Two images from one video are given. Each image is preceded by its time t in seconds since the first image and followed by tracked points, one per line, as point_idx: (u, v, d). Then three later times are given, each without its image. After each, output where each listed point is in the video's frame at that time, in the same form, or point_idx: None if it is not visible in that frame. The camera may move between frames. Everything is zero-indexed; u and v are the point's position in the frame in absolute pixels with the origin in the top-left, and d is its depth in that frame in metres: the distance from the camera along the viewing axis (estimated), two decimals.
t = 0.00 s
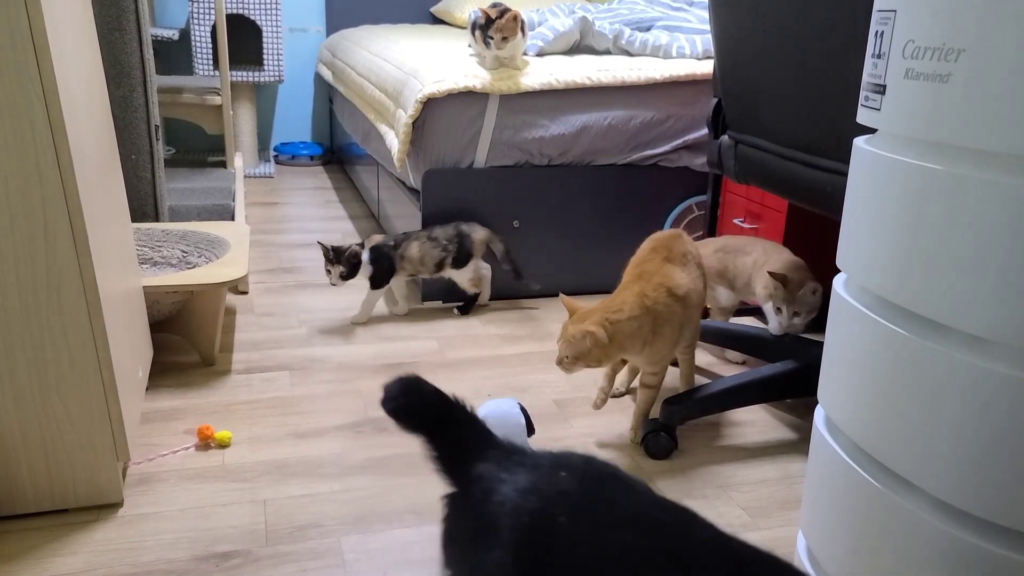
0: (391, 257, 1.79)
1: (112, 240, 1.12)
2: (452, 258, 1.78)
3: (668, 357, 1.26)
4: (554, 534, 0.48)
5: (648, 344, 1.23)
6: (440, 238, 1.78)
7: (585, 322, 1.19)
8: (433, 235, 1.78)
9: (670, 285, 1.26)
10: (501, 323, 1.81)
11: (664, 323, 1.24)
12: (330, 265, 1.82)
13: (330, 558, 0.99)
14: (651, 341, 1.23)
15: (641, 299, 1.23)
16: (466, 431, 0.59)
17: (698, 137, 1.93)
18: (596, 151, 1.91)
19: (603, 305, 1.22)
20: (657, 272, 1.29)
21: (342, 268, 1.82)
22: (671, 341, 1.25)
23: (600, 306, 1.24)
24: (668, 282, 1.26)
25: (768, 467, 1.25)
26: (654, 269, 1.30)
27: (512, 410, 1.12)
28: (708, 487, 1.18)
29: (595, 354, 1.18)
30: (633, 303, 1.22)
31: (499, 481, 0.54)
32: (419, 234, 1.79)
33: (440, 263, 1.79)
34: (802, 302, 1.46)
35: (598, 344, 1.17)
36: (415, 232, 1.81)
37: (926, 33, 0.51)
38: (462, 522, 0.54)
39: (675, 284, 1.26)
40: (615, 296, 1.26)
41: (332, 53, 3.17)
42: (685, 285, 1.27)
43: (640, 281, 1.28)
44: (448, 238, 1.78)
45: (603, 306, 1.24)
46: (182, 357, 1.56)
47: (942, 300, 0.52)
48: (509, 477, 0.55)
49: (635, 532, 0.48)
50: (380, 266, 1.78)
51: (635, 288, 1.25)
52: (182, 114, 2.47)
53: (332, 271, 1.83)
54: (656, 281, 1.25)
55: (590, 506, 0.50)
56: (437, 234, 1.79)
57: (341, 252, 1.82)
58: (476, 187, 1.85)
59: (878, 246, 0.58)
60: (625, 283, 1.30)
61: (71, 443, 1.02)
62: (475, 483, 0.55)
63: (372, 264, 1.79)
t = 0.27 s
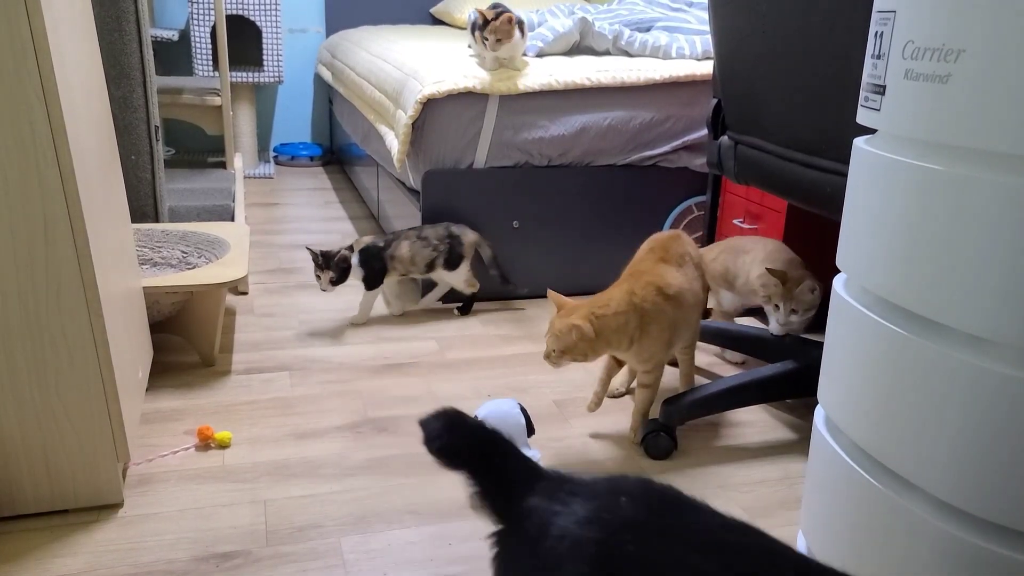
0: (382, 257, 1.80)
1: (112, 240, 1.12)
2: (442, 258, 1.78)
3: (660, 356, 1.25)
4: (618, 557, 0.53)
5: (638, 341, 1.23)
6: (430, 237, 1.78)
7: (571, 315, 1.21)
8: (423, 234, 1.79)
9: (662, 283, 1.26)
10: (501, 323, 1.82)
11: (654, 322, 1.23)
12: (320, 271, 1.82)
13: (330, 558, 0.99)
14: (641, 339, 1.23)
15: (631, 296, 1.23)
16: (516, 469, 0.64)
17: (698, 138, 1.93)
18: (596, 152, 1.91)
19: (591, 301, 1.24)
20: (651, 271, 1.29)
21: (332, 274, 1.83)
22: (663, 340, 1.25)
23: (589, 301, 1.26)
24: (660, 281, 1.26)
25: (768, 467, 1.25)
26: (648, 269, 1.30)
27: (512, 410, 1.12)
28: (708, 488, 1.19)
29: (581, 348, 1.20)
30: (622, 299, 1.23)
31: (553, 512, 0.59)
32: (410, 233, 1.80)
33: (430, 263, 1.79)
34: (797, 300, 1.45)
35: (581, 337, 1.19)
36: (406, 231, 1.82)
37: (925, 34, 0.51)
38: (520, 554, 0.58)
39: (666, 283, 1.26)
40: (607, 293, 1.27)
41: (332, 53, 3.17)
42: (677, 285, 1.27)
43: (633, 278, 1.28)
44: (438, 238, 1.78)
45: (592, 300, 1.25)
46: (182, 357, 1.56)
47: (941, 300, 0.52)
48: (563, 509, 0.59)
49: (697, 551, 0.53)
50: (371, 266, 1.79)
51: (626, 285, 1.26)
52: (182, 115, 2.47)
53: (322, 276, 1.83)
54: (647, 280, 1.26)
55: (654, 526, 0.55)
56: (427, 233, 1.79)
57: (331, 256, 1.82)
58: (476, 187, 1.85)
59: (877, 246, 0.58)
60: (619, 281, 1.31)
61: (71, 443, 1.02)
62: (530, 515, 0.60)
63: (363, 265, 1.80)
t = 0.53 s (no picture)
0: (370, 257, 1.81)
1: (112, 240, 1.12)
2: (429, 257, 1.79)
3: (636, 352, 1.25)
4: None
5: (610, 337, 1.24)
6: (417, 237, 1.79)
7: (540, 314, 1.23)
8: (411, 233, 1.80)
9: (635, 281, 1.27)
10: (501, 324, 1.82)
11: (626, 318, 1.24)
12: (311, 284, 1.80)
13: (330, 558, 0.99)
14: (613, 335, 1.24)
15: (601, 293, 1.25)
16: (594, 501, 0.78)
17: (698, 138, 1.93)
18: (596, 152, 1.91)
19: (561, 300, 1.26)
20: (627, 269, 1.30)
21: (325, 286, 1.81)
22: (637, 336, 1.25)
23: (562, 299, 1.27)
24: (632, 278, 1.27)
25: (767, 468, 1.25)
26: (625, 267, 1.31)
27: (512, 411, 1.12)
28: (708, 488, 1.19)
29: (554, 345, 1.21)
30: (591, 296, 1.24)
31: (617, 548, 0.72)
32: (398, 233, 1.81)
33: (418, 262, 1.80)
34: (789, 295, 1.43)
35: (550, 333, 1.20)
36: (394, 231, 1.83)
37: (925, 35, 0.51)
38: None
39: (637, 280, 1.27)
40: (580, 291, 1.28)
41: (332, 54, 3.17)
42: (650, 281, 1.27)
43: (608, 277, 1.29)
44: (425, 238, 1.79)
45: (564, 298, 1.27)
46: (182, 357, 1.56)
47: (941, 300, 0.52)
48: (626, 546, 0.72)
49: None
50: (360, 266, 1.80)
51: (599, 283, 1.28)
52: (181, 115, 2.47)
53: (315, 288, 1.80)
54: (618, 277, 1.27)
55: (714, 572, 0.67)
56: (414, 232, 1.80)
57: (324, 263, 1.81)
58: (476, 188, 1.85)
59: (877, 246, 0.59)
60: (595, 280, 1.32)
61: (71, 444, 1.02)
62: (597, 548, 0.73)
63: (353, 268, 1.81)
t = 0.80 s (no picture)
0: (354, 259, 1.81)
1: (111, 240, 1.12)
2: (413, 254, 1.79)
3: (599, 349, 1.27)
4: None
5: (572, 335, 1.26)
6: (398, 233, 1.81)
7: (504, 315, 1.27)
8: (391, 231, 1.82)
9: (596, 281, 1.29)
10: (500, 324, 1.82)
11: (585, 317, 1.27)
12: (310, 299, 1.74)
13: (329, 559, 0.99)
14: (574, 334, 1.26)
15: (560, 294, 1.28)
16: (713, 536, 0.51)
17: (697, 139, 1.94)
18: (596, 153, 1.91)
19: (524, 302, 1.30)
20: (592, 270, 1.32)
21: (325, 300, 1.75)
22: (598, 333, 1.27)
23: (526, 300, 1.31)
24: (592, 278, 1.30)
25: (766, 468, 1.25)
26: (592, 267, 1.33)
27: (511, 411, 1.12)
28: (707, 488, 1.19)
29: (518, 345, 1.24)
30: (550, 297, 1.27)
31: None
32: (379, 232, 1.83)
33: (401, 259, 1.80)
34: (780, 278, 1.43)
35: (510, 333, 1.23)
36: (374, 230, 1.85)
37: (924, 35, 0.51)
38: None
39: (596, 280, 1.30)
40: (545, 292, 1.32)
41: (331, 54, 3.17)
42: (610, 279, 1.29)
43: (572, 277, 1.32)
44: (405, 234, 1.81)
45: (527, 299, 1.30)
46: (181, 358, 1.56)
47: (941, 300, 0.52)
48: None
49: None
50: (347, 270, 1.80)
51: (561, 284, 1.31)
52: (181, 115, 2.47)
53: (314, 303, 1.75)
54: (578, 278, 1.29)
55: None
56: (395, 230, 1.82)
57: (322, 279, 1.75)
58: (475, 189, 1.85)
59: (876, 247, 0.59)
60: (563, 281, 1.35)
61: (70, 445, 1.02)
62: None
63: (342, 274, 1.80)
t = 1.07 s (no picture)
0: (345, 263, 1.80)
1: (110, 239, 1.12)
2: (401, 254, 1.78)
3: (565, 344, 1.29)
4: None
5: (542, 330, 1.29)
6: (385, 234, 1.80)
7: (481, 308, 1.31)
8: (377, 232, 1.81)
9: (571, 278, 1.31)
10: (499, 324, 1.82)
11: (555, 313, 1.29)
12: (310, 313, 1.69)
13: (328, 559, 0.99)
14: (543, 329, 1.29)
15: (534, 289, 1.31)
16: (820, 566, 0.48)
17: (696, 139, 1.93)
18: (595, 153, 1.91)
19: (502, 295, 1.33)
20: (572, 267, 1.34)
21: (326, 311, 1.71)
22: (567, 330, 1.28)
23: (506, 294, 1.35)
24: (570, 275, 1.31)
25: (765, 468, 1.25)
26: (573, 265, 1.34)
27: (511, 411, 1.11)
28: (707, 488, 1.19)
29: (491, 337, 1.27)
30: (524, 292, 1.30)
31: None
32: (365, 234, 1.82)
33: (391, 260, 1.79)
34: (776, 263, 1.39)
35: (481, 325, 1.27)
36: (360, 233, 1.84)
37: (923, 35, 0.51)
38: None
39: (573, 277, 1.31)
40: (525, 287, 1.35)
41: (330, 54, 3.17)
42: (587, 277, 1.30)
43: (552, 274, 1.34)
44: (392, 234, 1.80)
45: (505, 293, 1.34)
46: (180, 358, 1.55)
47: (939, 300, 0.52)
48: None
49: None
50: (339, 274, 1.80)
51: (539, 279, 1.33)
52: (180, 115, 2.46)
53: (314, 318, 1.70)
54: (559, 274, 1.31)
55: None
56: (381, 231, 1.81)
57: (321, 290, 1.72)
58: (474, 188, 1.85)
59: (875, 247, 0.59)
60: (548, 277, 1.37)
61: (69, 445, 1.02)
62: None
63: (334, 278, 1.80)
